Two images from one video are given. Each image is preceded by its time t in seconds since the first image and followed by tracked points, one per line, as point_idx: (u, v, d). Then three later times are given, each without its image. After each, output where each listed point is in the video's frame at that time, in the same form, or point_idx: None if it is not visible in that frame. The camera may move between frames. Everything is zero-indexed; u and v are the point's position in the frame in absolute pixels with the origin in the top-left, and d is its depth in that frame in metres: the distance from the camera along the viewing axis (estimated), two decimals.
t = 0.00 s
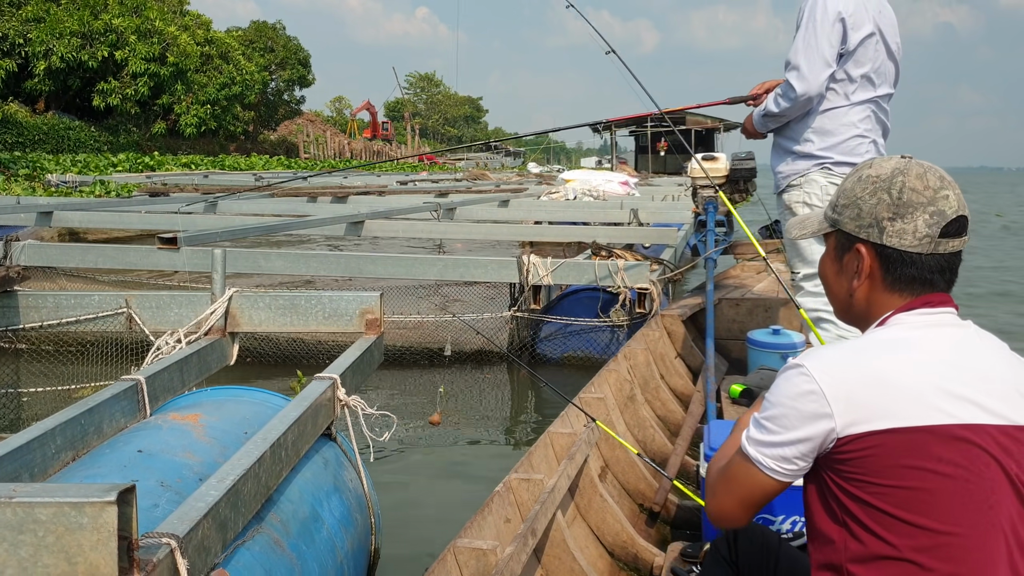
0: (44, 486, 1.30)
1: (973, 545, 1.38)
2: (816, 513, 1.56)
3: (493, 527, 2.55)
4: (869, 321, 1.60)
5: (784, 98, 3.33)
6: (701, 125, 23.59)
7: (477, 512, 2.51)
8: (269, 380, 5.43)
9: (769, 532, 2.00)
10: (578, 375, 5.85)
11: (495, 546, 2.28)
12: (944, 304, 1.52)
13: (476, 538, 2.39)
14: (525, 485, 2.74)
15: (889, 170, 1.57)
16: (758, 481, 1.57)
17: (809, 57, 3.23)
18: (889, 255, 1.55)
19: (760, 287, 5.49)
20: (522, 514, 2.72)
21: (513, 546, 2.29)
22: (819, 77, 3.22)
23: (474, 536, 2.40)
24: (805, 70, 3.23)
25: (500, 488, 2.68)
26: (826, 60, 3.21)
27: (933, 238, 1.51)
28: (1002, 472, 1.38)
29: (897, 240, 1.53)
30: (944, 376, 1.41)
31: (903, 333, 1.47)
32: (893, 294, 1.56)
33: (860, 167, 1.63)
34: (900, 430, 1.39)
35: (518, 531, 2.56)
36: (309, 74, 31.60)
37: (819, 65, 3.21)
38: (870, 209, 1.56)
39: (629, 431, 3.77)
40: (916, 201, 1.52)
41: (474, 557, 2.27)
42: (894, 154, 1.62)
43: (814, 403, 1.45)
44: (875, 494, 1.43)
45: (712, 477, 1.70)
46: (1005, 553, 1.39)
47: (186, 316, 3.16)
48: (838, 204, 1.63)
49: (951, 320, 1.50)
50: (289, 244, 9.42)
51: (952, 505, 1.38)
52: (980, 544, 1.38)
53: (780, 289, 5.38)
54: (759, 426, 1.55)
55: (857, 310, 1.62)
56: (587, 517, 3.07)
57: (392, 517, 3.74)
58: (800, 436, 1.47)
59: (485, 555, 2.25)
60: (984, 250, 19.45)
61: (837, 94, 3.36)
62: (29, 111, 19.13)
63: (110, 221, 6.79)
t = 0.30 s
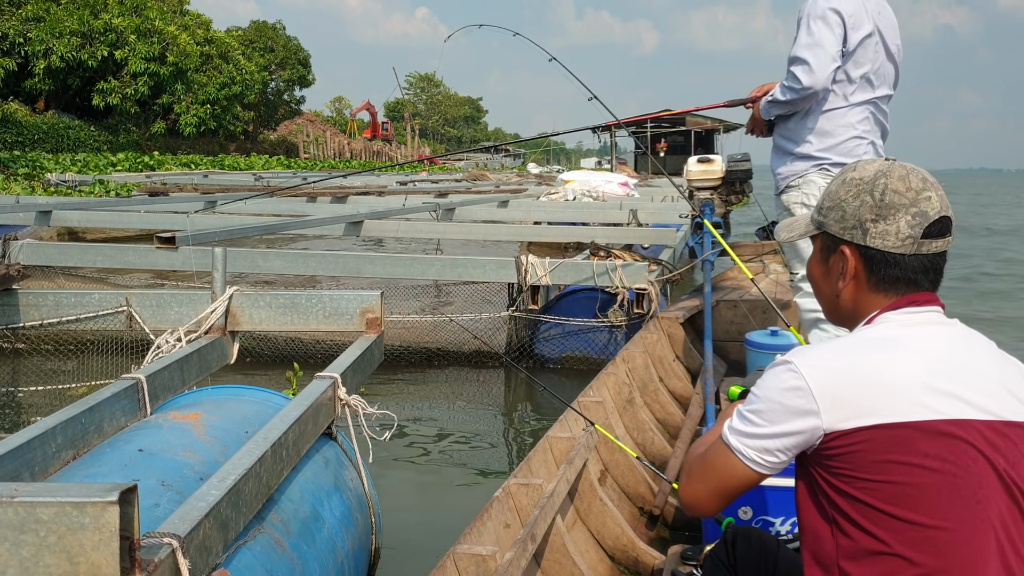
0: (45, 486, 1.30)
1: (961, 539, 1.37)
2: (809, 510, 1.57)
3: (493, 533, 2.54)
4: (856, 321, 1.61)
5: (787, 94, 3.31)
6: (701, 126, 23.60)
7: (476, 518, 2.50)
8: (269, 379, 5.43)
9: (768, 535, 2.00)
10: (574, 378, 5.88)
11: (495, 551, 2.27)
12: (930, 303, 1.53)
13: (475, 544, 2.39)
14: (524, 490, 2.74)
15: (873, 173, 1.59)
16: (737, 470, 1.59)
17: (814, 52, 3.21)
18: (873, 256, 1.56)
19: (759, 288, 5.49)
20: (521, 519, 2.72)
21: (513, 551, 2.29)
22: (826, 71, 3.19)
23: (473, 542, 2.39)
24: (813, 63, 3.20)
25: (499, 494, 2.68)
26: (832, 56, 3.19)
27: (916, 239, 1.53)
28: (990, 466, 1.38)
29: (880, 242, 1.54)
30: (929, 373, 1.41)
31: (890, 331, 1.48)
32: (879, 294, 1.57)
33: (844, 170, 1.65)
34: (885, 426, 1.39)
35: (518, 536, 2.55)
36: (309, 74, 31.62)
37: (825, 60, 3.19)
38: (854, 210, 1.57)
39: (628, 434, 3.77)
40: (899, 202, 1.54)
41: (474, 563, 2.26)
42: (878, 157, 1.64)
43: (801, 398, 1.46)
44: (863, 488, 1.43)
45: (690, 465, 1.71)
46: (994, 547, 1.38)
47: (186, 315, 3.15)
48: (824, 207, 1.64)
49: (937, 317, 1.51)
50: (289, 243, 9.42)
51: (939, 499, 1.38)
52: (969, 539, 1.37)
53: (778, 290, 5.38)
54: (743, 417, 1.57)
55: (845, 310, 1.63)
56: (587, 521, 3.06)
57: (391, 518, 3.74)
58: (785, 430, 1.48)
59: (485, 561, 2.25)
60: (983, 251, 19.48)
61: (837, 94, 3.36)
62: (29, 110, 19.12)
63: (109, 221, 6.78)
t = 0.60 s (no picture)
0: (46, 504, 1.29)
1: (962, 542, 1.37)
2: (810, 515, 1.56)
3: (492, 538, 2.53)
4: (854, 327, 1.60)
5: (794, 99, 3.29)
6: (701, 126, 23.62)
7: (476, 523, 2.50)
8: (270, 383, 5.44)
9: (769, 539, 2.00)
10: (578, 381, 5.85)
11: (494, 557, 2.26)
12: (925, 307, 1.53)
13: (475, 549, 2.38)
14: (524, 495, 2.73)
15: (870, 177, 1.58)
16: (733, 476, 1.58)
17: (818, 56, 3.20)
18: (877, 260, 1.55)
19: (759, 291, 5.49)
20: (521, 525, 2.71)
21: (512, 557, 2.28)
22: (830, 77, 3.19)
23: (473, 547, 2.39)
24: (818, 69, 3.20)
25: (499, 499, 2.67)
26: (836, 61, 3.19)
27: (916, 242, 1.53)
28: (990, 469, 1.37)
29: (884, 246, 1.54)
30: (925, 377, 1.41)
31: (888, 336, 1.47)
32: (879, 297, 1.56)
33: (840, 175, 1.63)
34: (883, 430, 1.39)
35: (518, 541, 2.55)
36: (309, 75, 31.62)
37: (831, 65, 3.19)
38: (858, 214, 1.56)
39: (628, 438, 3.76)
40: (900, 207, 1.54)
41: (473, 568, 2.23)
42: (871, 163, 1.64)
43: (801, 404, 1.46)
44: (864, 494, 1.43)
45: (686, 473, 1.71)
46: (996, 550, 1.37)
47: (187, 323, 3.13)
48: (822, 211, 1.62)
49: (931, 322, 1.51)
50: (288, 245, 9.42)
51: (939, 503, 1.37)
52: (970, 542, 1.37)
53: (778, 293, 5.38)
54: (740, 423, 1.56)
55: (841, 317, 1.61)
56: (587, 525, 3.06)
57: (391, 524, 3.73)
58: (786, 436, 1.48)
59: (485, 566, 2.22)
60: (983, 251, 19.49)
61: (837, 98, 3.35)
62: (29, 111, 19.11)
63: (109, 224, 6.78)
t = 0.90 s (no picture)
0: (43, 499, 1.29)
1: (951, 536, 1.37)
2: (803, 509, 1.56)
3: (490, 536, 2.54)
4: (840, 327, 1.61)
5: (769, 97, 3.27)
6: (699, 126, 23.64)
7: (474, 521, 2.49)
8: (268, 382, 5.44)
9: (767, 541, 2.00)
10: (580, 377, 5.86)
11: (492, 555, 2.25)
12: (914, 302, 1.53)
13: (473, 548, 2.38)
14: (522, 493, 2.72)
15: (842, 177, 1.58)
16: (723, 462, 1.61)
17: (811, 56, 3.20)
18: (852, 259, 1.55)
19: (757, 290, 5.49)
20: (519, 523, 2.71)
21: (510, 555, 2.28)
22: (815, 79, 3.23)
23: (471, 545, 2.38)
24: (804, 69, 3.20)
25: (497, 497, 2.67)
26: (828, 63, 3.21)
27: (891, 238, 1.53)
28: (979, 463, 1.37)
29: (857, 244, 1.54)
30: (914, 371, 1.40)
31: (878, 331, 1.47)
32: (862, 295, 1.56)
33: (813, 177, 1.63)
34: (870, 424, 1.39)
35: (516, 539, 2.55)
36: (307, 74, 31.62)
37: (813, 69, 3.20)
38: (830, 214, 1.56)
39: (626, 437, 3.77)
40: (871, 204, 1.53)
41: (471, 565, 2.24)
42: (844, 164, 1.63)
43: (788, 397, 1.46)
44: (853, 488, 1.43)
45: (682, 458, 1.73)
46: (986, 544, 1.37)
47: (185, 322, 3.14)
48: (797, 215, 1.62)
49: (922, 317, 1.50)
50: (286, 244, 9.42)
51: (928, 496, 1.37)
52: (959, 535, 1.36)
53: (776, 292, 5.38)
54: (730, 414, 1.58)
55: (827, 318, 1.62)
56: (586, 523, 3.06)
57: (389, 522, 3.73)
58: (775, 428, 1.49)
59: (482, 564, 2.23)
60: (981, 251, 19.51)
61: (842, 95, 3.34)
62: (28, 110, 19.10)
63: (108, 223, 6.78)
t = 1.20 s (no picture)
0: (45, 485, 1.29)
1: (947, 526, 1.38)
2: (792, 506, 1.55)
3: (491, 527, 2.54)
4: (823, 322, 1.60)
5: (759, 85, 3.21)
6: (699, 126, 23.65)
7: (475, 512, 2.50)
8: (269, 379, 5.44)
9: (765, 538, 2.00)
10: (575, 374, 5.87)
11: (493, 547, 2.26)
12: (896, 295, 1.54)
13: (474, 539, 2.38)
14: (523, 486, 2.72)
15: (825, 172, 1.58)
16: (742, 491, 1.53)
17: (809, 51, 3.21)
18: (838, 253, 1.54)
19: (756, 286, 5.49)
20: (520, 515, 2.71)
21: (511, 547, 2.28)
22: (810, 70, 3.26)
23: (472, 536, 2.39)
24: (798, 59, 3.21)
25: (498, 489, 2.67)
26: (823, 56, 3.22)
27: (875, 232, 1.53)
28: (970, 453, 1.40)
29: (843, 238, 1.54)
30: (904, 363, 1.41)
31: (864, 325, 1.47)
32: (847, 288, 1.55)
33: (796, 171, 1.62)
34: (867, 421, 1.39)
35: (517, 531, 2.55)
36: (307, 74, 31.62)
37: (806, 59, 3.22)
38: (816, 208, 1.55)
39: (627, 431, 3.78)
40: (855, 199, 1.53)
41: (473, 557, 2.24)
42: (825, 159, 1.64)
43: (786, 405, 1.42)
44: (850, 486, 1.42)
45: (697, 498, 1.65)
46: (978, 531, 1.40)
47: (185, 316, 3.16)
48: (781, 208, 1.60)
49: (908, 309, 1.51)
50: (286, 242, 9.42)
51: (923, 489, 1.38)
52: (954, 525, 1.38)
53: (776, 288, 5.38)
54: (738, 437, 1.51)
55: (810, 312, 1.61)
56: (586, 516, 3.06)
57: (390, 517, 3.73)
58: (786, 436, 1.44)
59: (484, 556, 2.23)
60: (980, 250, 19.54)
61: (846, 91, 3.34)
62: (28, 110, 19.11)
63: (108, 220, 6.79)
